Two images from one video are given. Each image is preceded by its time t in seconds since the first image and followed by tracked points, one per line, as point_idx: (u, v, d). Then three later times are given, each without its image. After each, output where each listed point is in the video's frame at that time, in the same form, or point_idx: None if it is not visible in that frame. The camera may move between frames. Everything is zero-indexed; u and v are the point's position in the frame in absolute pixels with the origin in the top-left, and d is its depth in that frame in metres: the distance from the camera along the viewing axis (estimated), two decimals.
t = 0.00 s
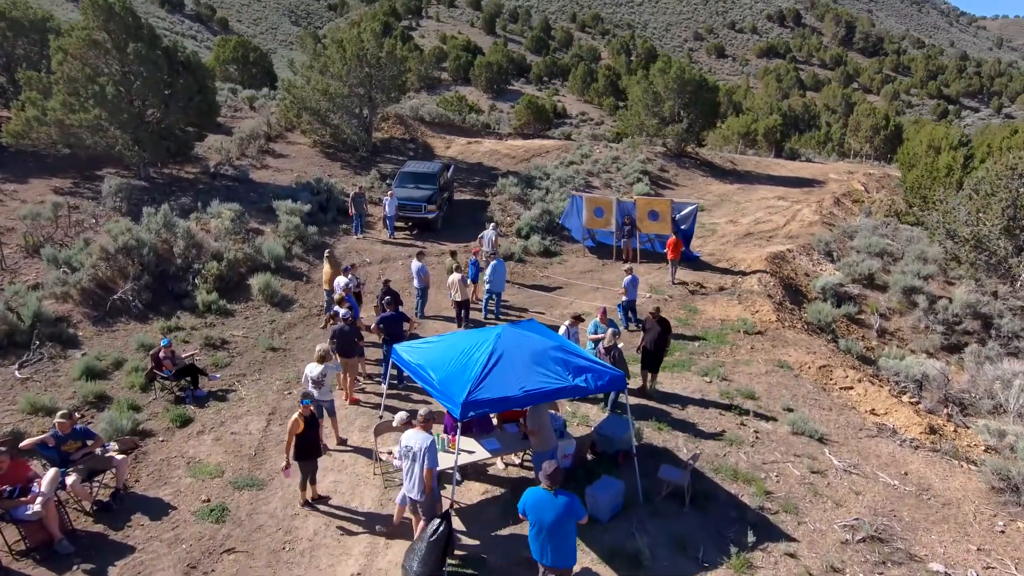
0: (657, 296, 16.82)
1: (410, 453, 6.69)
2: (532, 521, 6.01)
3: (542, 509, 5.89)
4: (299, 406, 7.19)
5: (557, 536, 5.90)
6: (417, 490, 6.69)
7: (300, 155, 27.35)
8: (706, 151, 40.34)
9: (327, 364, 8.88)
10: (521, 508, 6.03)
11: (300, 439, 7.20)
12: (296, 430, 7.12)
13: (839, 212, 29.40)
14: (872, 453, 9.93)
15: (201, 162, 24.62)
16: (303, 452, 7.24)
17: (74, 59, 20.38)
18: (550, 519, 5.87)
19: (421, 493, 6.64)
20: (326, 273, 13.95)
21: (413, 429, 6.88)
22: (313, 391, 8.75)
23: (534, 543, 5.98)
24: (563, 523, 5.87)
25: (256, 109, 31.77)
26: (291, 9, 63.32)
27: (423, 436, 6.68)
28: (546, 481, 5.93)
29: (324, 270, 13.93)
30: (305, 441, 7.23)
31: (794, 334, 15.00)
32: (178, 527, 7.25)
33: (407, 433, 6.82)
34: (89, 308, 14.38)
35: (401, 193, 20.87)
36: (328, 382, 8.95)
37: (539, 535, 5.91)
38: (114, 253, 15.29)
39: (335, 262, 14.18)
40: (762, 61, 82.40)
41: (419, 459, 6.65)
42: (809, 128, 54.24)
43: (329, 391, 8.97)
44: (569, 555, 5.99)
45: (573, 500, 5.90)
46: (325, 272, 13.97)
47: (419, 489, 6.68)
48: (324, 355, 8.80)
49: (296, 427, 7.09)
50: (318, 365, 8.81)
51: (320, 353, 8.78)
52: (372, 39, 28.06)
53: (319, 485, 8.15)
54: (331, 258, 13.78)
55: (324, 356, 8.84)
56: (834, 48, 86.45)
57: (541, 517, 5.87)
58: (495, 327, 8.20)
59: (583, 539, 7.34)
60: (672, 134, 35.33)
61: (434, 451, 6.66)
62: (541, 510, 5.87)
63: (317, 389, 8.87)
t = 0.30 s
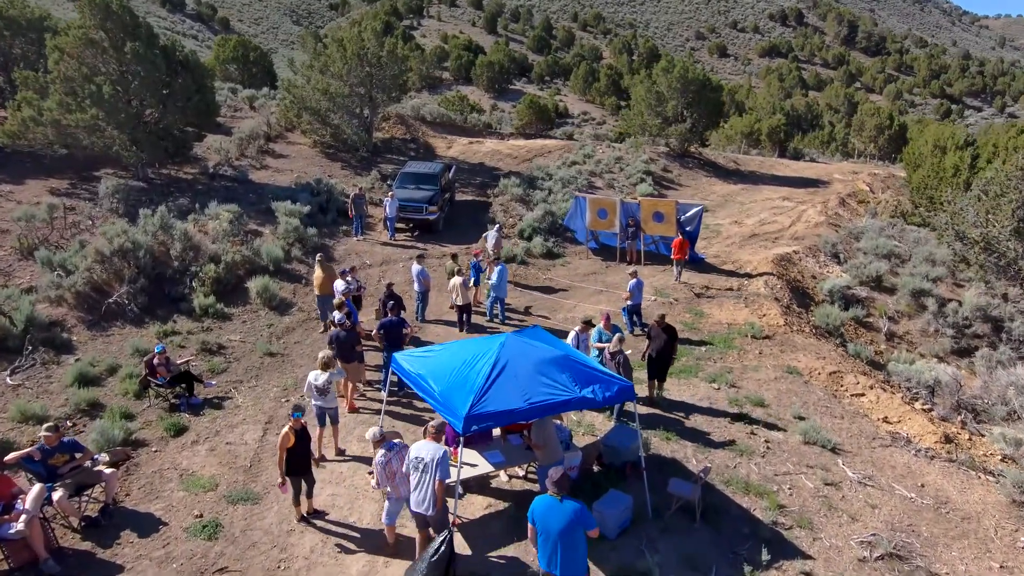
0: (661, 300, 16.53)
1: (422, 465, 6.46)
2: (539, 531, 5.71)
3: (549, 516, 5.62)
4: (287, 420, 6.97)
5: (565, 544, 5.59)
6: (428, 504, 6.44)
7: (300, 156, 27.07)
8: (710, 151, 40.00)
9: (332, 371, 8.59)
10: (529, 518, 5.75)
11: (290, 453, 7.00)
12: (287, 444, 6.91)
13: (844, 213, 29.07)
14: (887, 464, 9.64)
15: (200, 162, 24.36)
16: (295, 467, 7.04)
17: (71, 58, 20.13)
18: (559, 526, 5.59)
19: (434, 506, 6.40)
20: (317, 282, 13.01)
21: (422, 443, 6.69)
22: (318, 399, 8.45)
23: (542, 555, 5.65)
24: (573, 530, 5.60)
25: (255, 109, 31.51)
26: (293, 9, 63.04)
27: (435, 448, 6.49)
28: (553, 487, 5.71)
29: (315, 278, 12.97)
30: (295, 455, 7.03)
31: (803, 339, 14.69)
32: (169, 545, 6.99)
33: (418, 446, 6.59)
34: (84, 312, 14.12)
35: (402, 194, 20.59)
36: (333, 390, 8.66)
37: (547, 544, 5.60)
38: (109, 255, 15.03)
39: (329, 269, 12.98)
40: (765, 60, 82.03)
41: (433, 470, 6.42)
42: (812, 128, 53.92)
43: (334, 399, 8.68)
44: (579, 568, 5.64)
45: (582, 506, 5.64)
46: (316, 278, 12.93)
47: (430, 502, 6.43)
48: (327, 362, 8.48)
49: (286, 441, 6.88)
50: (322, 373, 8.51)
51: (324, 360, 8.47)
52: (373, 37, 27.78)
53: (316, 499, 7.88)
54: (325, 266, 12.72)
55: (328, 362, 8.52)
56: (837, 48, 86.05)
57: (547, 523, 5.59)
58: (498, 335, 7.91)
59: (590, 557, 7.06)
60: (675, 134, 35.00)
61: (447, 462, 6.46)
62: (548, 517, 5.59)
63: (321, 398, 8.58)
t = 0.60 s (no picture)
0: (666, 303, 16.23)
1: (435, 481, 6.31)
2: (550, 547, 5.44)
3: (562, 533, 5.35)
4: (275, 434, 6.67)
5: (578, 562, 5.32)
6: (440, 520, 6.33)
7: (299, 156, 26.77)
8: (713, 151, 39.67)
9: (333, 379, 8.40)
10: (539, 533, 5.47)
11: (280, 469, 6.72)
12: (278, 458, 6.65)
13: (849, 214, 28.74)
14: (901, 476, 9.34)
15: (198, 162, 24.07)
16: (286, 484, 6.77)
17: (66, 58, 19.84)
18: (572, 544, 5.32)
19: (445, 522, 6.32)
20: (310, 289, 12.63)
21: (431, 456, 6.52)
22: (320, 407, 8.18)
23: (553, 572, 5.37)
24: (587, 548, 5.33)
25: (254, 109, 31.22)
26: (293, 9, 62.72)
27: (448, 463, 6.35)
28: (566, 502, 5.45)
29: (307, 284, 12.61)
30: (286, 470, 6.76)
31: (811, 344, 14.37)
32: (157, 565, 6.72)
33: (428, 460, 6.40)
34: (76, 317, 13.83)
35: (401, 195, 20.31)
36: (334, 398, 8.40)
37: (560, 562, 5.30)
38: (103, 259, 14.75)
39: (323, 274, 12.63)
40: (766, 60, 81.63)
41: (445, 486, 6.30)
42: (814, 127, 53.59)
43: (335, 407, 8.45)
44: None
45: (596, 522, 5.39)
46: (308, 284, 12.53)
47: (441, 517, 6.33)
48: (329, 369, 8.32)
49: (276, 457, 6.61)
50: (323, 380, 8.31)
51: (325, 367, 8.28)
52: (373, 36, 27.46)
53: (310, 515, 7.60)
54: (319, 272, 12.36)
55: (329, 370, 8.36)
56: (839, 47, 85.63)
57: (560, 539, 5.33)
58: (500, 344, 7.61)
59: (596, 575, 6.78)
60: (678, 134, 34.68)
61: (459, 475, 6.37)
62: (562, 533, 5.33)
63: (322, 406, 8.31)
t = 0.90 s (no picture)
0: (670, 307, 15.93)
1: (441, 494, 6.24)
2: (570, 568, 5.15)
3: (583, 553, 5.09)
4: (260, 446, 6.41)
5: None
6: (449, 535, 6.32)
7: (297, 156, 26.46)
8: (715, 151, 39.34)
9: (327, 387, 8.10)
10: (556, 553, 5.19)
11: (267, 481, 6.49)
12: (268, 471, 6.39)
13: (853, 214, 28.43)
14: (915, 488, 9.05)
15: (194, 163, 23.77)
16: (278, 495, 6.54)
17: (59, 57, 19.53)
18: (593, 564, 5.04)
19: (455, 535, 6.29)
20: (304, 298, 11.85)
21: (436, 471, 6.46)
22: (313, 416, 7.98)
23: None
24: (608, 568, 5.06)
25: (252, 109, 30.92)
26: (293, 8, 62.39)
27: (454, 475, 6.30)
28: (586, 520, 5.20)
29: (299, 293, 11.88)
30: (276, 483, 6.53)
31: (819, 349, 14.06)
32: None
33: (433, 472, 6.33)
34: (66, 321, 13.54)
35: (400, 196, 20.02)
36: (329, 406, 8.16)
37: None
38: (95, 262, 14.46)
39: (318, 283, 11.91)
40: (767, 59, 81.26)
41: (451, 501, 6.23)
42: (817, 127, 53.27)
43: (329, 414, 8.25)
44: None
45: (618, 540, 5.15)
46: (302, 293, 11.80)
47: (449, 532, 6.30)
48: (323, 377, 8.01)
49: (265, 470, 6.35)
50: (317, 389, 8.02)
51: (318, 375, 7.98)
52: (372, 35, 27.14)
53: (302, 532, 7.31)
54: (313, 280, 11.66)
55: (323, 378, 8.02)
56: (840, 47, 85.25)
57: (582, 559, 5.07)
58: (500, 355, 7.31)
59: None
60: (680, 133, 34.35)
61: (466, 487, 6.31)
62: (583, 553, 5.06)
63: (315, 414, 8.09)
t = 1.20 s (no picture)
0: (672, 310, 15.64)
1: (443, 505, 6.14)
2: None
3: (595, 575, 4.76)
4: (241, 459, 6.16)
5: None
6: (457, 545, 6.14)
7: (294, 157, 26.13)
8: (716, 151, 39.01)
9: (313, 396, 7.86)
10: None
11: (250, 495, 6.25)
12: (255, 484, 6.15)
13: (857, 215, 28.11)
14: (930, 502, 8.74)
15: (190, 163, 23.46)
16: (265, 508, 6.28)
17: (52, 56, 19.23)
18: None
19: (464, 544, 6.11)
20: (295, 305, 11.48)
21: (436, 483, 6.39)
22: (298, 426, 7.73)
23: None
24: None
25: (250, 108, 30.61)
26: (292, 8, 62.09)
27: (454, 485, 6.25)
28: (597, 540, 4.90)
29: (291, 299, 11.53)
30: (264, 495, 6.30)
31: (826, 354, 13.75)
32: None
33: (436, 483, 6.30)
34: (56, 326, 13.24)
35: (399, 197, 19.73)
36: (315, 416, 7.92)
37: None
38: (86, 265, 14.16)
39: (311, 289, 11.50)
40: (767, 59, 80.92)
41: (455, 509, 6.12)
42: (818, 126, 52.93)
43: (316, 423, 7.98)
44: None
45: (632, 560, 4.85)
46: (294, 299, 11.42)
47: (459, 541, 6.12)
48: (307, 386, 7.78)
49: (251, 482, 6.11)
50: (302, 398, 7.79)
51: (302, 384, 7.75)
52: (370, 34, 26.83)
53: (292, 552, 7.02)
54: (305, 286, 11.26)
55: (307, 388, 7.79)
56: (840, 47, 84.93)
57: None
58: (500, 366, 7.00)
59: None
60: (681, 133, 34.03)
61: (467, 495, 6.22)
62: None
63: (301, 424, 7.86)
